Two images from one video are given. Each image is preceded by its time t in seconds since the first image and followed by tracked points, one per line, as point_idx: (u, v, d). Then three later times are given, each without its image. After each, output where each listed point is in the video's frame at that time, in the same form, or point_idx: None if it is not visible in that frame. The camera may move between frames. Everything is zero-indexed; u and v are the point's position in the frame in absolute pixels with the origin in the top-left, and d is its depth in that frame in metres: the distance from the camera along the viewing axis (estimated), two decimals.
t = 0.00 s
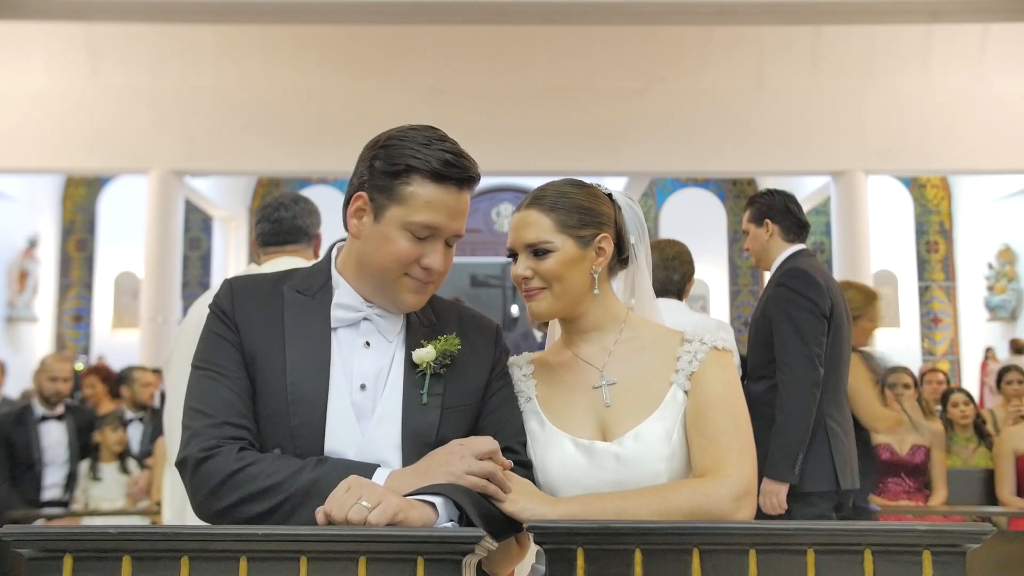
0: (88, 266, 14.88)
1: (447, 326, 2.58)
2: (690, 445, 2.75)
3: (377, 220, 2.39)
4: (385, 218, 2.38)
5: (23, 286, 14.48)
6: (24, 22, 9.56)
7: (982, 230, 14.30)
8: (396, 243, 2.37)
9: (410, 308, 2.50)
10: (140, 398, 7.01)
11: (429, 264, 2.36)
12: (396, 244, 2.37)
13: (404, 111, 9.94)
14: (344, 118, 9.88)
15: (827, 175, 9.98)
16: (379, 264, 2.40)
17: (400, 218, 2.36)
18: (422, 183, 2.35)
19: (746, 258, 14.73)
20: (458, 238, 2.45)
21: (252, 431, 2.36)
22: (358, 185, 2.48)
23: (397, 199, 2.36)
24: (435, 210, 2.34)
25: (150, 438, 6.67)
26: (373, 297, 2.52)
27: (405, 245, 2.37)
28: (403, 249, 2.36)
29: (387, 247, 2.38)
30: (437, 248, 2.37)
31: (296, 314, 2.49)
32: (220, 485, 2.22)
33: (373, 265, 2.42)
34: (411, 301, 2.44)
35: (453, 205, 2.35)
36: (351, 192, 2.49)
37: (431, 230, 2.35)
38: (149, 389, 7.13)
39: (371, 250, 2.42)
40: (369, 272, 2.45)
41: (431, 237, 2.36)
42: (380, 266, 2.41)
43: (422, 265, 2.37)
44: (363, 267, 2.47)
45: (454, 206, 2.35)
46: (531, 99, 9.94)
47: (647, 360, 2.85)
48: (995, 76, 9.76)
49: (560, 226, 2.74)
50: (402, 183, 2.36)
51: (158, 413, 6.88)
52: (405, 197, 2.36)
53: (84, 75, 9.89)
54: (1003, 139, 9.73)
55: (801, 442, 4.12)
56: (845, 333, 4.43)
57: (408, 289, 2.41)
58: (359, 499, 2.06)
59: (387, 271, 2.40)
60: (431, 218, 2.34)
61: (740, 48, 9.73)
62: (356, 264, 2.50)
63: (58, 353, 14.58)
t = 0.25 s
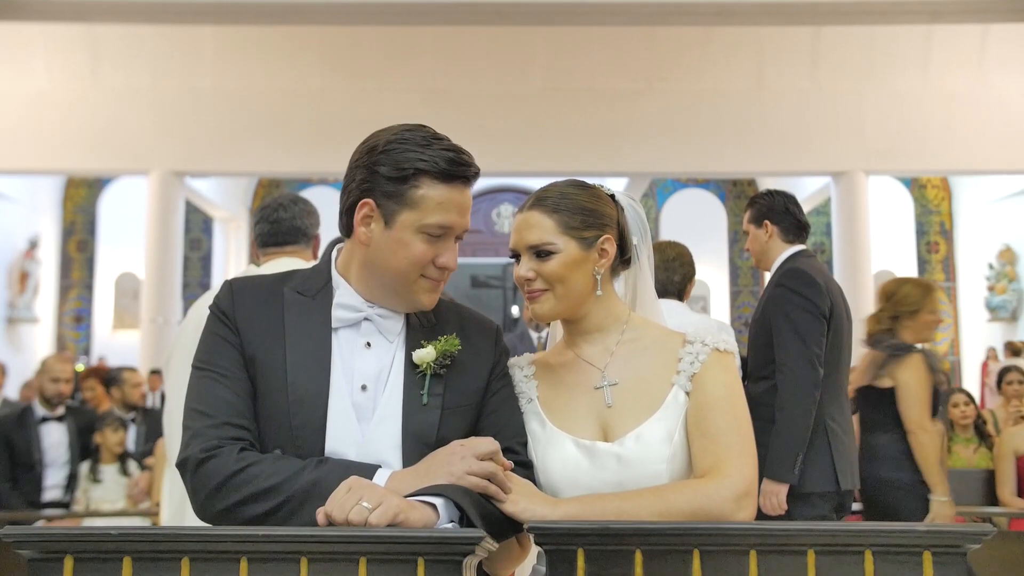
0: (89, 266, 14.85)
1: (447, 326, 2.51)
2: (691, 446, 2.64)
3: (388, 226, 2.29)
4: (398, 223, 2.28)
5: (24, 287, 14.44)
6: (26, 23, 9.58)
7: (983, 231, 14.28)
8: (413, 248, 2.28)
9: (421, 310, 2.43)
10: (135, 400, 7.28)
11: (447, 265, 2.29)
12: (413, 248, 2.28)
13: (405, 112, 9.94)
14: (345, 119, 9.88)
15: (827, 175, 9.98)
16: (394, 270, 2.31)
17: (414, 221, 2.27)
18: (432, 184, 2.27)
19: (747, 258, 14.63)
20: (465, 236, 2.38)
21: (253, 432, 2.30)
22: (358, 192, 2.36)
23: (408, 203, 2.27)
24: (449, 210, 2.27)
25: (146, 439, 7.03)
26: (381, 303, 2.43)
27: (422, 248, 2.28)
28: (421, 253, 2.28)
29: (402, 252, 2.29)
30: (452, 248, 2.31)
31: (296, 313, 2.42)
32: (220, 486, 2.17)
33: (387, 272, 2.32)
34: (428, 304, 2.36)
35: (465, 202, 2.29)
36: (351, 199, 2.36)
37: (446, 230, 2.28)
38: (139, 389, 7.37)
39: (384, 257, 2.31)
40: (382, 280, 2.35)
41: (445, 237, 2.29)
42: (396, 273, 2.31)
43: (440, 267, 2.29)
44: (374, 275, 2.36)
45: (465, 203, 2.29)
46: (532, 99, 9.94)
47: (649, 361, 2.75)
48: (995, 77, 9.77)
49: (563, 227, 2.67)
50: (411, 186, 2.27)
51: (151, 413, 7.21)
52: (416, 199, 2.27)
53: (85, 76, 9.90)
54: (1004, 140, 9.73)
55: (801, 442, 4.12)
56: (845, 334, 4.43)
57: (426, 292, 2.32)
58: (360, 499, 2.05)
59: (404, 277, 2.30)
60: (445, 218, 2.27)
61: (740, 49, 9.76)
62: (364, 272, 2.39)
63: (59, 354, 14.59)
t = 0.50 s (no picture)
0: (90, 265, 14.86)
1: (448, 326, 2.50)
2: (692, 446, 2.64)
3: (390, 225, 2.29)
4: (399, 223, 2.28)
5: (24, 286, 14.33)
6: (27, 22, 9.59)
7: (983, 231, 14.26)
8: (415, 247, 2.27)
9: (423, 309, 2.43)
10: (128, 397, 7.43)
11: (449, 263, 2.29)
12: (415, 248, 2.27)
13: (405, 112, 9.94)
14: (345, 118, 9.88)
15: (827, 175, 9.98)
16: (396, 270, 2.30)
17: (416, 221, 2.26)
18: (433, 184, 2.26)
19: (748, 257, 14.55)
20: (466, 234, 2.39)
21: (254, 431, 2.29)
22: (359, 191, 2.35)
23: (410, 203, 2.27)
24: (450, 209, 2.27)
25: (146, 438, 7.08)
26: (382, 302, 2.43)
27: (423, 248, 2.28)
28: (423, 253, 2.28)
29: (404, 252, 2.29)
30: (454, 246, 2.31)
31: (297, 313, 2.42)
32: (221, 486, 2.16)
33: (389, 272, 2.32)
34: (430, 303, 2.36)
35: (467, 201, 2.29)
36: (353, 198, 2.36)
37: (448, 228, 2.28)
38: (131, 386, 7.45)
39: (385, 257, 2.31)
40: (383, 279, 2.35)
41: (446, 236, 2.29)
42: (398, 273, 2.31)
43: (441, 265, 2.29)
44: (376, 275, 2.36)
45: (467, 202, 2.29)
46: (532, 99, 9.94)
47: (650, 361, 2.75)
48: (995, 77, 9.75)
49: (567, 225, 2.67)
50: (413, 186, 2.27)
51: (147, 410, 7.29)
52: (417, 199, 2.26)
53: (85, 75, 9.90)
54: (1004, 139, 9.72)
55: (801, 442, 4.12)
56: (846, 334, 4.43)
57: (428, 291, 2.32)
58: (361, 499, 2.04)
59: (406, 277, 2.30)
60: (447, 217, 2.27)
61: (740, 50, 9.77)
62: (365, 272, 2.39)
63: (59, 352, 14.60)
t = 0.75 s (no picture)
0: (89, 264, 14.86)
1: (448, 327, 2.50)
2: (692, 446, 2.64)
3: (390, 225, 2.29)
4: (400, 222, 2.28)
5: (24, 285, 14.37)
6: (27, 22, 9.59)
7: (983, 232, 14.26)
8: (415, 247, 2.28)
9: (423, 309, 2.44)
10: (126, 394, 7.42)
11: (449, 263, 2.29)
12: (415, 247, 2.27)
13: (405, 112, 9.95)
14: (345, 118, 9.88)
15: (827, 176, 9.98)
16: (396, 269, 2.31)
17: (416, 221, 2.26)
18: (433, 183, 2.27)
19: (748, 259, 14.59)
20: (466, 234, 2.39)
21: (254, 432, 2.29)
22: (359, 191, 2.35)
23: (410, 203, 2.27)
24: (450, 209, 2.27)
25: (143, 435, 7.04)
26: (381, 301, 2.43)
27: (423, 247, 2.28)
28: (423, 252, 2.28)
29: (405, 251, 2.28)
30: (455, 246, 2.31)
31: (296, 314, 2.42)
32: (221, 486, 2.16)
33: (389, 272, 2.32)
34: (430, 303, 2.36)
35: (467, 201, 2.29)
36: (352, 199, 2.36)
37: (448, 228, 2.28)
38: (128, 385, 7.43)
39: (385, 256, 2.31)
40: (383, 279, 2.35)
41: (446, 235, 2.29)
42: (398, 272, 2.31)
43: (441, 265, 2.29)
44: (376, 275, 2.36)
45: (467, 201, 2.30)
46: (533, 99, 9.94)
47: (650, 361, 2.75)
48: (996, 78, 9.76)
49: (569, 222, 2.67)
50: (413, 185, 2.27)
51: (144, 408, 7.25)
52: (418, 198, 2.26)
53: (85, 75, 9.90)
54: (1004, 140, 9.73)
55: (799, 442, 4.12)
56: (845, 334, 4.43)
57: (428, 291, 2.32)
58: (361, 499, 2.04)
59: (406, 276, 2.30)
60: (448, 216, 2.27)
61: (739, 50, 9.78)
62: (365, 272, 2.39)
63: (59, 352, 14.60)
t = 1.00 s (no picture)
0: (89, 264, 14.85)
1: (447, 327, 2.50)
2: (691, 446, 2.64)
3: (389, 225, 2.29)
4: (399, 223, 2.28)
5: (24, 285, 14.38)
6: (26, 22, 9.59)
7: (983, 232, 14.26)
8: (415, 247, 2.28)
9: (422, 309, 2.44)
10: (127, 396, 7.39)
11: (448, 263, 2.29)
12: (414, 248, 2.27)
13: (405, 112, 9.94)
14: (345, 118, 9.88)
15: (827, 176, 9.98)
16: (395, 270, 2.31)
17: (415, 221, 2.27)
18: (433, 183, 2.27)
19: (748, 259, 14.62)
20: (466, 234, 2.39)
21: (253, 432, 2.29)
22: (357, 191, 2.35)
23: (409, 203, 2.27)
24: (450, 209, 2.27)
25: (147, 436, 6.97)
26: (380, 301, 2.43)
27: (423, 247, 2.28)
28: (423, 252, 2.28)
29: (405, 252, 2.28)
30: (454, 245, 2.31)
31: (295, 314, 2.41)
32: (221, 485, 2.16)
33: (389, 272, 2.32)
34: (429, 303, 2.36)
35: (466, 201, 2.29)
36: (351, 199, 2.36)
37: (448, 228, 2.28)
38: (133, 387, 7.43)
39: (384, 256, 2.31)
40: (382, 280, 2.35)
41: (445, 235, 2.29)
42: (397, 273, 2.31)
43: (441, 265, 2.29)
44: (375, 275, 2.36)
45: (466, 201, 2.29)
46: (532, 99, 9.94)
47: (649, 361, 2.75)
48: (996, 78, 9.76)
49: (567, 222, 2.67)
50: (412, 185, 2.27)
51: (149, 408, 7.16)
52: (417, 198, 2.26)
53: (85, 75, 9.89)
54: (1004, 140, 9.73)
55: (799, 442, 4.12)
56: (845, 333, 4.44)
57: (428, 291, 2.32)
58: (361, 499, 2.04)
59: (406, 276, 2.30)
60: (447, 216, 2.27)
61: (739, 50, 9.78)
62: (364, 272, 2.39)
63: (59, 352, 14.60)
